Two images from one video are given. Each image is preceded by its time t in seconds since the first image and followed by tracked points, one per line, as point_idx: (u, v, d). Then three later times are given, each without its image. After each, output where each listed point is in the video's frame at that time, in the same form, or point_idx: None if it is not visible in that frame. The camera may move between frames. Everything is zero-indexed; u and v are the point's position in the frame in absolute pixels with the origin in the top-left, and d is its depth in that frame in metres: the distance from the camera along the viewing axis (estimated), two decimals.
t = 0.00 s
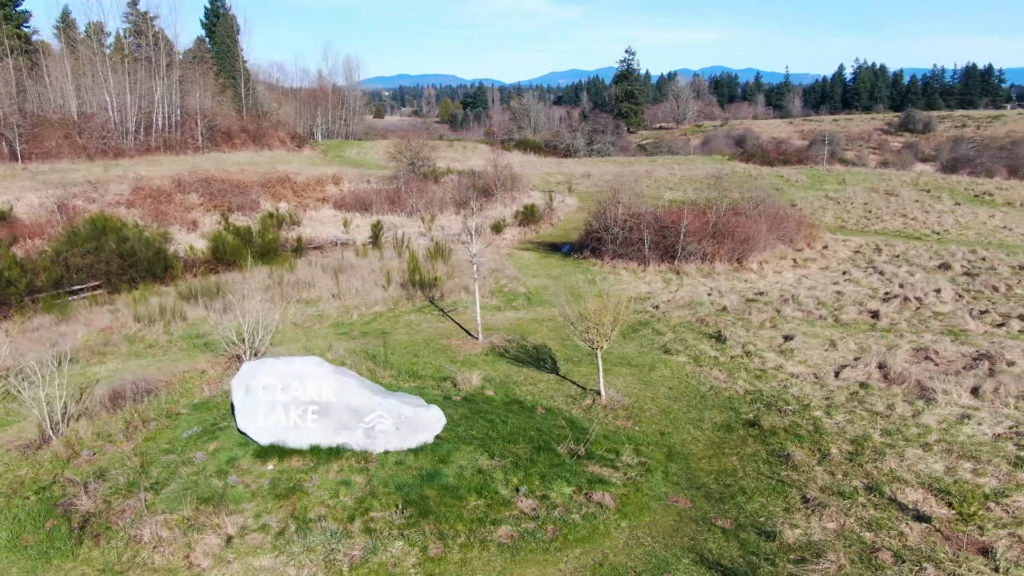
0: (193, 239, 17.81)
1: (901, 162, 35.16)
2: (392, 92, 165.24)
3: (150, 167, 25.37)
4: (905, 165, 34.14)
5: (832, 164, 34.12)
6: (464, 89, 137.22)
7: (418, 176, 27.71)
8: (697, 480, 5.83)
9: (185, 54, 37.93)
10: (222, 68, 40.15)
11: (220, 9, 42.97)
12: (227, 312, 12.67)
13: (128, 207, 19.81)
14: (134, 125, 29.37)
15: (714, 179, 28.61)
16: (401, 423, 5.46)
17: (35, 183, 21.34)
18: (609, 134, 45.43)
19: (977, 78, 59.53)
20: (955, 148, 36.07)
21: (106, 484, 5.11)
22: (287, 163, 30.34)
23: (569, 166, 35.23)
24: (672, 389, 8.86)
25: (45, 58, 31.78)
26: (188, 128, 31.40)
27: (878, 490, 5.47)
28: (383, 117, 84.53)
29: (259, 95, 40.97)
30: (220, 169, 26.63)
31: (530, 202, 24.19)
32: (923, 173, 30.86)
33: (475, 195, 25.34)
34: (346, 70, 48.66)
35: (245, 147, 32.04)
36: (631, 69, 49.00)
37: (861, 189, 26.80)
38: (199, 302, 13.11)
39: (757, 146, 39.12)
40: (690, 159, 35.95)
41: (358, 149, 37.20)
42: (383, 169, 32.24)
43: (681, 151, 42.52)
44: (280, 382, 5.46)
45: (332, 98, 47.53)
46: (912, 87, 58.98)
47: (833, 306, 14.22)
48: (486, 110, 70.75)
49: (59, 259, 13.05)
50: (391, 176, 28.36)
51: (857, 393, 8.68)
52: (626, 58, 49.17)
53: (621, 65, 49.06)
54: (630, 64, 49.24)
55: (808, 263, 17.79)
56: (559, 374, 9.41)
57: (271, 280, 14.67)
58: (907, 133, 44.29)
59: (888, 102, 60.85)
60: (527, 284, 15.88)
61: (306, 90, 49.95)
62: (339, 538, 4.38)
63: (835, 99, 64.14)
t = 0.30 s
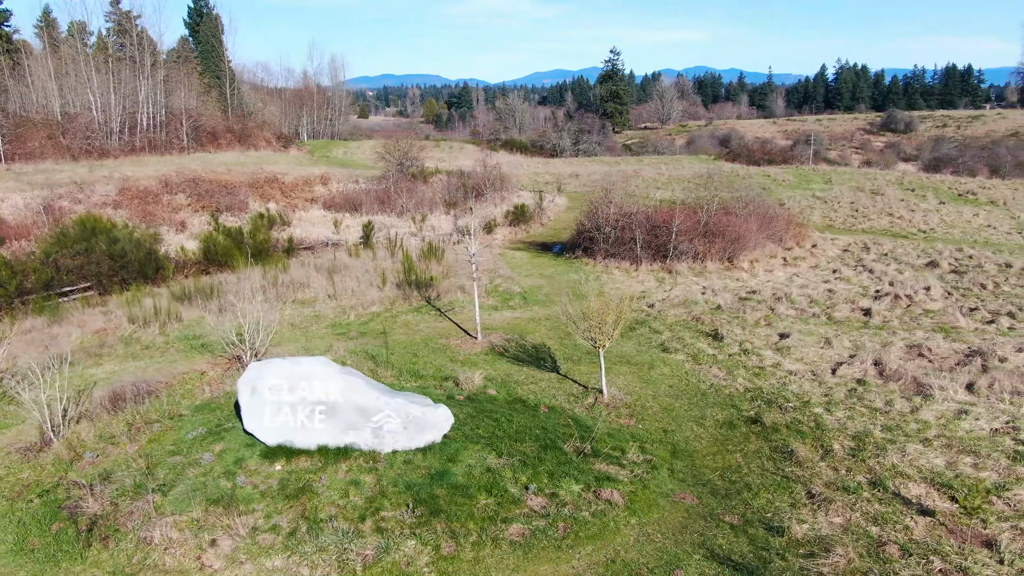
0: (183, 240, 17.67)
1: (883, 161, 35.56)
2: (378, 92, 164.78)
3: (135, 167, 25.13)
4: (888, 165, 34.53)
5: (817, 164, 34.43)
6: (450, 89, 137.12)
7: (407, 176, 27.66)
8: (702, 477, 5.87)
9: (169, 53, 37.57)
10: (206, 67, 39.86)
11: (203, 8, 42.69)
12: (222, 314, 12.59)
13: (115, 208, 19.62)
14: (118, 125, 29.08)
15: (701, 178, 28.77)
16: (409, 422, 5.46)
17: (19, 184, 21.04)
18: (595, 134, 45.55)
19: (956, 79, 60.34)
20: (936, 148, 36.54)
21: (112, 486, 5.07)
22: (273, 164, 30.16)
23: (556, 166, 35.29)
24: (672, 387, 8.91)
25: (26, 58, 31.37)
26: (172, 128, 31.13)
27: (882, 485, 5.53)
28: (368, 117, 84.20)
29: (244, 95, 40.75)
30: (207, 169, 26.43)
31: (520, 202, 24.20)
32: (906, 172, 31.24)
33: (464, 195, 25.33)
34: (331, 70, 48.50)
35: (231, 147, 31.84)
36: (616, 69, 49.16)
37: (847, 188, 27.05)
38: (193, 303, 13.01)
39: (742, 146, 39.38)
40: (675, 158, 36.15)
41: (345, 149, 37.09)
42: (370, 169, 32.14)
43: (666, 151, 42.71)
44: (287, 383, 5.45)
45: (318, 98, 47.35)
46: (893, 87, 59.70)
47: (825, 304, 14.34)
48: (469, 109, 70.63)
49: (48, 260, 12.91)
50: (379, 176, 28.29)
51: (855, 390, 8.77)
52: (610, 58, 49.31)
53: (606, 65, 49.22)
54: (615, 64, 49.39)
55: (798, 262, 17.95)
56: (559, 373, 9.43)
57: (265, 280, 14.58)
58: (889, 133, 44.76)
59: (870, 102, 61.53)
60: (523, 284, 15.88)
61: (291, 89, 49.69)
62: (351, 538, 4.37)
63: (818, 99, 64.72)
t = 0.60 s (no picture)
0: (174, 241, 17.53)
1: (866, 160, 35.92)
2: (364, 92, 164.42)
3: (121, 168, 24.88)
4: (872, 164, 34.90)
5: (803, 164, 34.73)
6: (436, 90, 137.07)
7: (395, 177, 27.62)
8: (707, 474, 5.91)
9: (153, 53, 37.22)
10: (190, 67, 39.58)
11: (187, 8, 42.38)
12: (218, 315, 12.52)
13: (102, 209, 19.41)
14: (102, 125, 28.75)
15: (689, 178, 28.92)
16: (417, 422, 5.45)
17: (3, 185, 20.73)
18: (582, 134, 45.65)
19: (937, 79, 61.13)
20: (918, 148, 37.03)
21: (119, 488, 5.03)
22: (259, 164, 29.98)
23: (543, 166, 35.33)
24: (673, 385, 8.95)
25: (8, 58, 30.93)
26: (157, 129, 30.86)
27: (886, 480, 5.59)
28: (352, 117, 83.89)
29: (229, 95, 40.52)
30: (194, 170, 26.21)
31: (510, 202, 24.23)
32: (889, 172, 31.62)
33: (454, 195, 25.31)
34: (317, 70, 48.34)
35: (217, 148, 31.64)
36: (601, 69, 49.28)
37: (834, 187, 27.30)
38: (188, 304, 12.91)
39: (727, 146, 39.62)
40: (662, 158, 36.32)
41: (332, 149, 36.97)
42: (359, 169, 32.03)
43: (652, 151, 42.90)
44: (295, 383, 5.42)
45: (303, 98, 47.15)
46: (875, 87, 60.36)
47: (818, 302, 14.45)
48: (455, 109, 70.59)
49: (38, 262, 12.76)
50: (367, 177, 28.22)
51: (853, 387, 8.87)
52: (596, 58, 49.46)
53: (591, 66, 49.33)
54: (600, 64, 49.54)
55: (789, 261, 18.10)
56: (560, 372, 9.45)
57: (261, 281, 14.50)
58: (871, 133, 45.28)
59: (852, 102, 62.16)
60: (517, 284, 15.88)
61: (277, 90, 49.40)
62: (363, 538, 4.36)
63: (801, 99, 65.24)
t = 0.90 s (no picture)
0: (165, 242, 17.37)
1: (849, 160, 36.26)
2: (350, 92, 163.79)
3: (105, 169, 24.58)
4: (856, 164, 35.26)
5: (788, 163, 35.02)
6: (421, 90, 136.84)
7: (384, 176, 27.54)
8: (713, 470, 5.95)
9: (137, 52, 36.81)
10: (175, 67, 39.26)
11: (170, 7, 41.99)
12: (214, 317, 12.43)
13: (88, 210, 19.20)
14: (86, 126, 28.41)
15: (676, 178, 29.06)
16: (425, 422, 5.47)
17: None
18: (569, 134, 45.70)
19: (917, 79, 61.91)
20: (900, 148, 37.49)
21: (126, 490, 4.99)
22: (246, 165, 29.78)
23: (530, 166, 35.36)
24: (673, 383, 9.00)
25: None
26: (142, 129, 30.59)
27: (889, 475, 5.66)
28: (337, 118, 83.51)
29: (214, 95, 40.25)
30: (180, 171, 25.97)
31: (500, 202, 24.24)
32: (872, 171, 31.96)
33: (443, 195, 25.29)
34: (303, 70, 48.15)
35: (202, 149, 31.41)
36: (586, 69, 49.34)
37: (821, 187, 27.52)
38: (183, 305, 12.81)
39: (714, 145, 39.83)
40: (649, 158, 36.47)
41: (318, 150, 36.80)
42: (347, 170, 31.90)
43: (638, 151, 43.07)
44: (302, 384, 5.43)
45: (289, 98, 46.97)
46: (857, 88, 61.01)
47: (811, 301, 14.57)
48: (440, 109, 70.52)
49: (28, 264, 12.58)
50: (355, 177, 28.11)
51: (851, 384, 8.96)
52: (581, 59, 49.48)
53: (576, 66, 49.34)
54: (586, 64, 49.56)
55: (779, 260, 18.22)
56: (561, 371, 9.47)
57: (256, 282, 14.41)
58: (854, 133, 45.75)
59: (835, 102, 62.77)
60: (513, 284, 15.86)
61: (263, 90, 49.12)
62: (376, 538, 4.35)
63: (784, 99, 65.72)
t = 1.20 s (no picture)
0: (155, 243, 17.22)
1: (833, 160, 36.59)
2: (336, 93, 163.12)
3: (91, 170, 24.32)
4: (840, 164, 35.59)
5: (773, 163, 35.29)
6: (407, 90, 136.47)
7: (372, 176, 27.45)
8: (718, 467, 6.00)
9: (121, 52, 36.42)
10: (160, 67, 38.91)
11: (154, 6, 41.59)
12: (211, 317, 12.36)
13: (75, 211, 18.99)
14: (70, 126, 28.09)
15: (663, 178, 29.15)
16: (434, 421, 5.48)
17: None
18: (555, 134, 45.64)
19: (898, 80, 62.60)
20: (883, 148, 37.92)
21: (133, 492, 4.96)
22: (232, 165, 29.57)
23: (517, 166, 35.37)
24: (673, 381, 9.05)
25: None
26: (127, 129, 30.30)
27: (892, 470, 5.73)
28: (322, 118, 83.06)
29: (198, 95, 39.90)
30: (167, 171, 25.76)
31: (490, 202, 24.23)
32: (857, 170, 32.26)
33: (433, 196, 25.26)
34: (288, 70, 47.95)
35: (188, 149, 31.18)
36: (572, 69, 49.22)
37: (808, 186, 27.74)
38: (178, 306, 12.71)
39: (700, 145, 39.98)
40: (635, 158, 36.46)
41: (305, 150, 36.63)
42: (334, 171, 31.75)
43: (624, 151, 43.20)
44: (310, 384, 5.41)
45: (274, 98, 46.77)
46: (840, 88, 61.60)
47: (804, 299, 14.68)
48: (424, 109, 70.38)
49: (18, 265, 12.41)
50: (343, 177, 28.00)
51: (849, 381, 9.05)
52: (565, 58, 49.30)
53: (562, 66, 49.13)
54: (571, 64, 49.21)
55: (769, 259, 18.35)
56: (562, 370, 9.50)
57: (251, 282, 14.33)
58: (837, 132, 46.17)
59: (817, 102, 63.34)
60: (508, 284, 15.86)
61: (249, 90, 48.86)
62: (388, 537, 4.35)
63: (768, 99, 66.18)
